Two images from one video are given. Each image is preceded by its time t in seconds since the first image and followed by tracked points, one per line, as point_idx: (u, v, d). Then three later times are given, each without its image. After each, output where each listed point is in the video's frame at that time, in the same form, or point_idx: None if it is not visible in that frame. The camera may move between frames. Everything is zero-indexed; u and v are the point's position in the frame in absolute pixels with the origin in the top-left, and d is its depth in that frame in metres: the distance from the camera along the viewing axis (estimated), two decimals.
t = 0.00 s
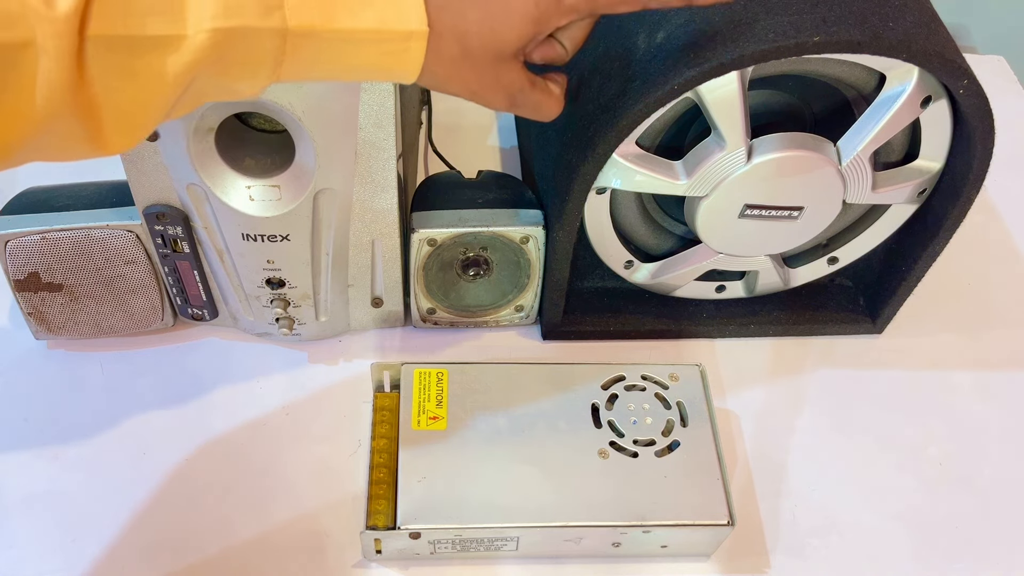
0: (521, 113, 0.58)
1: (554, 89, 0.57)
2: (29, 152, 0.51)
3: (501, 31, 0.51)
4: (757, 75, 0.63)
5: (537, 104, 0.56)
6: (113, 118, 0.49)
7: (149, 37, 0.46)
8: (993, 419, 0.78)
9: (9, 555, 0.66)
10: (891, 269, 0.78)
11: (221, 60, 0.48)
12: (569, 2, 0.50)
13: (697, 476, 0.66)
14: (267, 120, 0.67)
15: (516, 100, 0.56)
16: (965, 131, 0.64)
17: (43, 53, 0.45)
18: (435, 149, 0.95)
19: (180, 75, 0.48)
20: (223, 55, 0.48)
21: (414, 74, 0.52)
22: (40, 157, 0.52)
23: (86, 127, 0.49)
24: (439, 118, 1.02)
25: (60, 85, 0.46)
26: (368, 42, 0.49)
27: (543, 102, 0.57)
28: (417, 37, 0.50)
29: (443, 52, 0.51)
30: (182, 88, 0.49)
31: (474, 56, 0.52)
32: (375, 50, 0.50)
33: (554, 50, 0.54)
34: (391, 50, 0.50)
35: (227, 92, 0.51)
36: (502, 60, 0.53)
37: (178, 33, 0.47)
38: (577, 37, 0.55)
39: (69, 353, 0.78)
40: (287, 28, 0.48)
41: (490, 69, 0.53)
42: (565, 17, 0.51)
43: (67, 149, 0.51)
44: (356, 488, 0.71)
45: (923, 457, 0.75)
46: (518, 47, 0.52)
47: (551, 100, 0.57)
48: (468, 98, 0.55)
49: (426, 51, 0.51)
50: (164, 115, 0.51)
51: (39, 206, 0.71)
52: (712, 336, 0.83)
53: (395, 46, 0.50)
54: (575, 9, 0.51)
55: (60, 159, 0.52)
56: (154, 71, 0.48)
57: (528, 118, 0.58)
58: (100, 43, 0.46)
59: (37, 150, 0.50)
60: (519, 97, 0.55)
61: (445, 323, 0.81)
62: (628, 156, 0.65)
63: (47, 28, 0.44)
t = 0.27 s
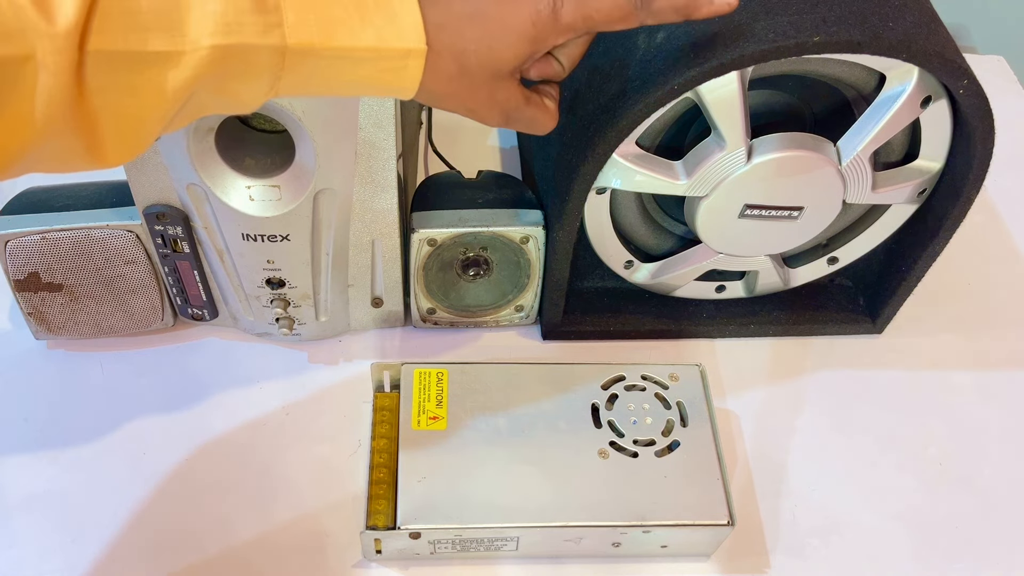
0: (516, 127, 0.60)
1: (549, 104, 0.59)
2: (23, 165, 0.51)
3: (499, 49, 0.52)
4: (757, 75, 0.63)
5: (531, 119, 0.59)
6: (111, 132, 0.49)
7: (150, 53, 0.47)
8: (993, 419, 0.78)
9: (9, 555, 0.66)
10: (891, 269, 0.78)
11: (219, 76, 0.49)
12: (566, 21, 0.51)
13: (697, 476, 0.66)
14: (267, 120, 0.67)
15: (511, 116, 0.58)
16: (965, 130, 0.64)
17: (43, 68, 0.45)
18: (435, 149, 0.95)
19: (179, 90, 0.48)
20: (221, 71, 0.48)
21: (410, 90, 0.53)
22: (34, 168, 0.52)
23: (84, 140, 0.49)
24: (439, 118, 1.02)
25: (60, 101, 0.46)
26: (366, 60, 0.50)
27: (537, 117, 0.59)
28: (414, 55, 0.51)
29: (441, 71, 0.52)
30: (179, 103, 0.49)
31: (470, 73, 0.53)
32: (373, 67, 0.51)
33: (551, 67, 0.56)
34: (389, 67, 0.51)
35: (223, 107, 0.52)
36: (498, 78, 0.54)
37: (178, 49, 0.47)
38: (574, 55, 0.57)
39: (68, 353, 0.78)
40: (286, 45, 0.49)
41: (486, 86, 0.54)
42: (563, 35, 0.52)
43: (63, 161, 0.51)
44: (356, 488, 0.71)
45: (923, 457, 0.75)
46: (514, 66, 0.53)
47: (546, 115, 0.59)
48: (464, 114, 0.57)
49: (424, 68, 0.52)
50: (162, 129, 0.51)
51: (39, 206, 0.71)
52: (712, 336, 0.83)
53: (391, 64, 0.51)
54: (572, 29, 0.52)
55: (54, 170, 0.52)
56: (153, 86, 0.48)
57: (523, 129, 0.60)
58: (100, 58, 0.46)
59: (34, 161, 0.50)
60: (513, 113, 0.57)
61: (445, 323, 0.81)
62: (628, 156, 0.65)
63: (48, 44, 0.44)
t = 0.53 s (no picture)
0: (513, 135, 0.62)
1: (544, 114, 0.61)
2: (27, 166, 0.50)
3: (502, 55, 0.53)
4: (757, 75, 0.63)
5: (529, 127, 0.60)
6: (116, 133, 0.49)
7: (155, 54, 0.47)
8: (993, 419, 0.78)
9: (9, 556, 0.66)
10: (891, 269, 0.78)
11: (225, 78, 0.49)
12: (569, 32, 0.53)
13: (697, 476, 0.66)
14: (267, 119, 0.67)
15: (509, 123, 0.59)
16: (965, 130, 0.64)
17: (49, 69, 0.45)
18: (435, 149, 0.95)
19: (184, 91, 0.48)
20: (226, 72, 0.48)
21: (414, 93, 0.53)
22: (37, 169, 0.51)
23: (89, 142, 0.49)
24: (439, 118, 1.02)
25: (65, 101, 0.46)
26: (370, 62, 0.51)
27: (534, 125, 0.60)
28: (418, 56, 0.51)
29: (444, 75, 0.53)
30: (184, 104, 0.49)
31: (472, 79, 0.54)
32: (377, 69, 0.51)
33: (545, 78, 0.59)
34: (393, 69, 0.51)
35: (228, 108, 0.52)
36: (500, 84, 0.55)
37: (183, 50, 0.47)
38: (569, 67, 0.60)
39: (68, 353, 0.78)
40: (291, 46, 0.49)
41: (487, 92, 0.55)
42: (564, 46, 0.54)
43: (67, 162, 0.51)
44: (356, 488, 0.71)
45: (923, 457, 0.75)
46: (515, 71, 0.55)
47: (542, 124, 0.61)
48: (464, 120, 0.58)
49: (427, 72, 0.52)
50: (166, 130, 0.51)
51: (39, 206, 0.71)
52: (712, 336, 0.83)
53: (395, 66, 0.51)
54: (574, 39, 0.54)
55: (57, 172, 0.52)
56: (158, 87, 0.48)
57: (520, 138, 0.62)
58: (105, 59, 0.46)
59: (39, 162, 0.50)
60: (512, 121, 0.59)
61: (444, 323, 0.81)
62: (628, 156, 0.65)
63: (54, 45, 0.44)
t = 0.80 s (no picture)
0: (512, 133, 0.61)
1: (543, 111, 0.60)
2: (26, 164, 0.50)
3: (502, 52, 0.53)
4: (757, 75, 0.63)
5: (528, 125, 0.60)
6: (115, 130, 0.49)
7: (153, 50, 0.47)
8: (993, 419, 0.78)
9: (9, 556, 0.66)
10: (891, 269, 0.78)
11: (225, 74, 0.49)
12: (569, 29, 0.53)
13: (697, 476, 0.66)
14: (267, 120, 0.67)
15: (508, 121, 0.59)
16: (965, 130, 0.64)
17: (48, 65, 0.45)
18: (435, 149, 0.95)
19: (183, 88, 0.48)
20: (226, 68, 0.48)
21: (414, 89, 0.53)
22: (36, 167, 0.51)
23: (88, 140, 0.49)
24: (439, 118, 1.02)
25: (64, 99, 0.46)
26: (370, 57, 0.51)
27: (533, 123, 0.60)
28: (419, 52, 0.51)
29: (444, 72, 0.53)
30: (183, 101, 0.49)
31: (472, 76, 0.54)
32: (377, 65, 0.51)
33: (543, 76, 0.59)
34: (393, 64, 0.51)
35: (228, 104, 0.52)
36: (501, 80, 0.55)
37: (182, 47, 0.47)
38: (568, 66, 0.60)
39: (68, 353, 0.78)
40: (290, 42, 0.49)
41: (486, 89, 0.55)
42: (563, 43, 0.54)
43: (66, 159, 0.51)
44: (356, 488, 0.71)
45: (923, 457, 0.75)
46: (515, 68, 0.55)
47: (542, 121, 0.60)
48: (464, 117, 0.58)
49: (427, 68, 0.52)
50: (166, 126, 0.51)
51: (38, 206, 0.71)
52: (712, 336, 0.83)
53: (395, 62, 0.51)
54: (574, 37, 0.54)
55: (56, 169, 0.52)
56: (157, 83, 0.48)
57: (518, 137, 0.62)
58: (104, 55, 0.46)
59: (38, 159, 0.50)
60: (511, 118, 0.59)
61: (444, 323, 0.81)
62: (628, 156, 0.65)
63: (53, 41, 0.44)
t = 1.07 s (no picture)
0: (505, 140, 0.57)
1: (538, 118, 0.56)
2: None
3: (481, 58, 0.50)
4: (757, 75, 0.63)
5: (520, 133, 0.56)
6: (85, 138, 0.49)
7: (117, 62, 0.46)
8: (993, 419, 0.78)
9: (9, 556, 0.66)
10: (891, 269, 0.78)
11: (195, 85, 0.48)
12: (553, 33, 0.49)
13: (697, 477, 0.66)
14: (267, 120, 0.66)
15: (496, 129, 0.55)
16: (964, 131, 0.64)
17: (11, 78, 0.44)
18: (435, 149, 0.95)
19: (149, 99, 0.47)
20: (195, 80, 0.47)
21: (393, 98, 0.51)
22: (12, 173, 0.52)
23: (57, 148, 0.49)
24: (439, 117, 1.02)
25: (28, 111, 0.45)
26: (343, 70, 0.49)
27: (525, 131, 0.56)
28: (394, 64, 0.49)
29: (422, 81, 0.50)
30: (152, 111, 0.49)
31: (453, 84, 0.51)
32: (352, 77, 0.49)
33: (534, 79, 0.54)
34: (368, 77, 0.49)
35: (201, 112, 0.51)
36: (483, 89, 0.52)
37: (147, 59, 0.46)
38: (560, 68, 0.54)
39: (68, 353, 0.78)
40: (258, 54, 0.47)
41: (469, 98, 0.52)
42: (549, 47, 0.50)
43: (38, 167, 0.51)
44: (356, 488, 0.71)
45: (923, 457, 0.75)
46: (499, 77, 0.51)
47: (534, 129, 0.56)
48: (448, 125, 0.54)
49: (405, 79, 0.50)
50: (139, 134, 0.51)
51: (38, 206, 0.71)
52: (712, 336, 0.83)
53: (370, 73, 0.49)
54: (560, 41, 0.49)
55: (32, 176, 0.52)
56: (124, 95, 0.47)
57: (515, 145, 0.58)
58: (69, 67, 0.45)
59: (10, 167, 0.50)
60: (498, 127, 0.55)
61: (444, 323, 0.81)
62: (628, 156, 0.65)
63: (14, 54, 0.43)
